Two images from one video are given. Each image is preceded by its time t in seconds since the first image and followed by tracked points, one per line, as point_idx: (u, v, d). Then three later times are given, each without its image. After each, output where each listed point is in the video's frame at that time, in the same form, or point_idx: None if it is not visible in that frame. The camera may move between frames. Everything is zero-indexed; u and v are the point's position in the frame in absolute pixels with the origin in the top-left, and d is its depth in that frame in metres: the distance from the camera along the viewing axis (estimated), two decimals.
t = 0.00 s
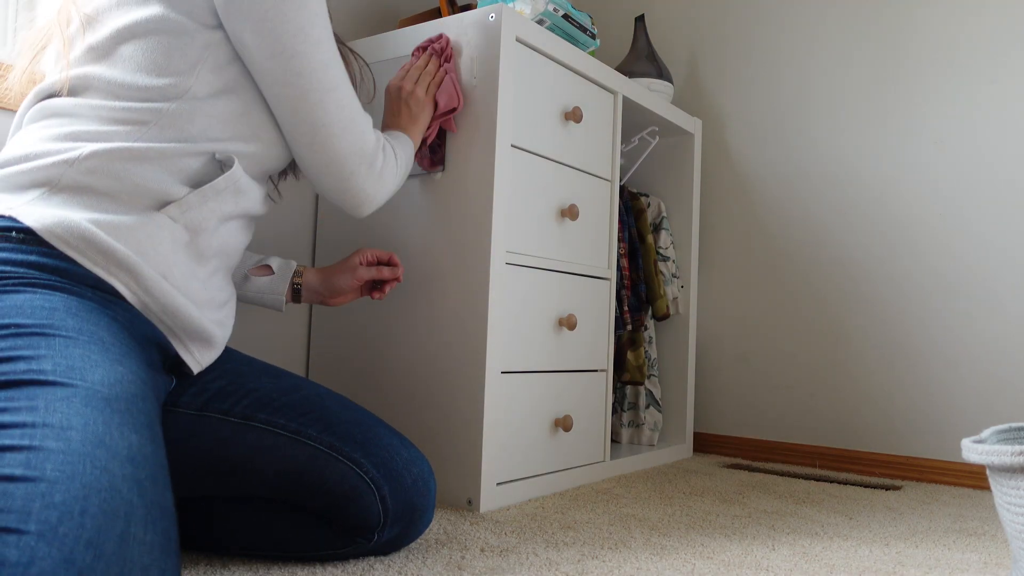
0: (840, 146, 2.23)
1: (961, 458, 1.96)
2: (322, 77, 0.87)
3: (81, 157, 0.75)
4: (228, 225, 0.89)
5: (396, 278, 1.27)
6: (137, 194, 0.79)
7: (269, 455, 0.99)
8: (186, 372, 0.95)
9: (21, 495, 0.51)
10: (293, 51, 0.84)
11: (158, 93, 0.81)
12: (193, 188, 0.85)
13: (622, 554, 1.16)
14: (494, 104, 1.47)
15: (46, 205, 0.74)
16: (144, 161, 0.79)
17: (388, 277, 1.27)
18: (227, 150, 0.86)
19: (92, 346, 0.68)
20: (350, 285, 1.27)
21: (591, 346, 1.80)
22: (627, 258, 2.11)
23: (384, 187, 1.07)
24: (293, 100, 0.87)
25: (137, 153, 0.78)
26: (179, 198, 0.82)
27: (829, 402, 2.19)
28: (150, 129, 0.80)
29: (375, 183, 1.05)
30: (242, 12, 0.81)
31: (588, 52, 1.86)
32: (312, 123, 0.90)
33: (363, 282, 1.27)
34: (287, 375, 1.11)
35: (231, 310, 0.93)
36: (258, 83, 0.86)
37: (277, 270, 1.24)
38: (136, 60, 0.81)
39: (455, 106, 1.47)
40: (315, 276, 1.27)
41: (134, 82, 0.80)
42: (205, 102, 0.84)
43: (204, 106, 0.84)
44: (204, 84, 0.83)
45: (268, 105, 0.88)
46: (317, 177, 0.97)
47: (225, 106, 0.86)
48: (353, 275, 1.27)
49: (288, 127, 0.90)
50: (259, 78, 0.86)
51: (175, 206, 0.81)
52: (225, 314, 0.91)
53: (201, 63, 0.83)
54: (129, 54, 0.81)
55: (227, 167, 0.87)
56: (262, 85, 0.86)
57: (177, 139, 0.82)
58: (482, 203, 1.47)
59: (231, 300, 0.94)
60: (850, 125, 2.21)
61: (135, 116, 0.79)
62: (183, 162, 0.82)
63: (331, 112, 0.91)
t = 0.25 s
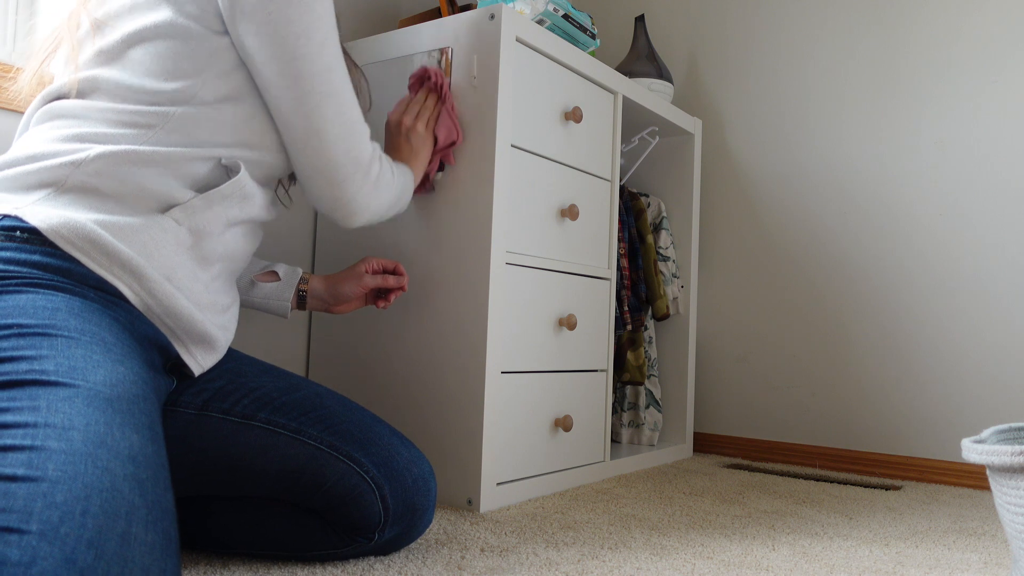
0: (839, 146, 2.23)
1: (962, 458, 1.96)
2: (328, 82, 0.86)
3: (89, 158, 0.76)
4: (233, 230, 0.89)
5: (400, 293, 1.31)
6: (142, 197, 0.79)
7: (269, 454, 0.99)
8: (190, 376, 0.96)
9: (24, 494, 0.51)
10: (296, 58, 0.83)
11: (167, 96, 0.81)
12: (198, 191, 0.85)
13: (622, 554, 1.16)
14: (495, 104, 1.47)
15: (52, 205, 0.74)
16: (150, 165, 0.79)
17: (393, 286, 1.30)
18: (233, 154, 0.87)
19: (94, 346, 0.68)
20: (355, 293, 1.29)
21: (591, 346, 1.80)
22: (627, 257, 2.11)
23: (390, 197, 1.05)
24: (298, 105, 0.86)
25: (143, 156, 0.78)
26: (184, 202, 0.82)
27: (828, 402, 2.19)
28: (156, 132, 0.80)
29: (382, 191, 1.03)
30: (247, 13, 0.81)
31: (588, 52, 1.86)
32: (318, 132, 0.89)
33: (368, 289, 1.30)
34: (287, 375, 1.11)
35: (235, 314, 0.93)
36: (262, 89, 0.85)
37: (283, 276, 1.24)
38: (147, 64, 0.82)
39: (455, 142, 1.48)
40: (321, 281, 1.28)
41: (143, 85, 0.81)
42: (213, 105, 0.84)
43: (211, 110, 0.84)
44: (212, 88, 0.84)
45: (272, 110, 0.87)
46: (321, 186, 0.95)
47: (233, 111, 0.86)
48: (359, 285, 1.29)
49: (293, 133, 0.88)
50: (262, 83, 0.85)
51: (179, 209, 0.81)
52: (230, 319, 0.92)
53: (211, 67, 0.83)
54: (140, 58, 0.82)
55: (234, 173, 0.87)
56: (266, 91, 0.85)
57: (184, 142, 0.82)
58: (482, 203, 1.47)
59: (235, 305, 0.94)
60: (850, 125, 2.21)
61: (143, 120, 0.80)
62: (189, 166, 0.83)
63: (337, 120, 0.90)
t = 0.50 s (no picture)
0: (840, 146, 2.23)
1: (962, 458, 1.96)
2: (320, 66, 0.85)
3: (76, 157, 0.75)
4: (226, 220, 0.90)
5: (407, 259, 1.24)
6: (133, 193, 0.79)
7: (268, 456, 0.99)
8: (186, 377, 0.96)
9: (17, 497, 0.52)
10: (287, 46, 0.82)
11: (142, 87, 0.79)
12: (188, 183, 0.85)
13: (622, 554, 1.16)
14: (495, 104, 1.47)
15: (42, 206, 0.74)
16: (138, 160, 0.79)
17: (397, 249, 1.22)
18: (220, 143, 0.86)
19: (90, 347, 0.68)
20: (360, 261, 1.23)
21: (591, 346, 1.80)
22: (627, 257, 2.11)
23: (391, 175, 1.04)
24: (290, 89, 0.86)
25: (130, 151, 0.78)
26: (176, 196, 0.82)
27: (829, 402, 2.19)
28: (138, 126, 0.79)
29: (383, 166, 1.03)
30: (223, 5, 0.79)
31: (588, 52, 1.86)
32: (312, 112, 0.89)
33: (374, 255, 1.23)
34: (286, 375, 1.11)
35: (232, 306, 0.94)
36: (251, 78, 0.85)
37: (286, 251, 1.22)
38: (118, 56, 0.80)
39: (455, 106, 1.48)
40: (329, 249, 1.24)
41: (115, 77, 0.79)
42: (189, 93, 0.83)
43: (188, 99, 0.82)
44: (187, 76, 0.82)
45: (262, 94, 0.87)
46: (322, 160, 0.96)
47: (211, 97, 0.84)
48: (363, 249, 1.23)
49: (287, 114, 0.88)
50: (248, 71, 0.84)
51: (172, 204, 0.81)
52: (227, 312, 0.92)
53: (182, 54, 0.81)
54: (109, 51, 0.80)
55: (223, 161, 0.87)
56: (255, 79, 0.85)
57: (167, 135, 0.81)
58: (482, 203, 1.47)
59: (232, 295, 0.95)
60: (851, 124, 2.21)
61: (122, 114, 0.79)
62: (178, 158, 0.82)
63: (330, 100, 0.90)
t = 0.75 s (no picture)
0: (840, 146, 2.23)
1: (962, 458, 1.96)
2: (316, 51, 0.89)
3: (78, 157, 0.75)
4: (224, 220, 0.89)
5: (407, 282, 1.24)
6: (131, 195, 0.78)
7: (267, 456, 0.99)
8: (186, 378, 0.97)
9: (17, 496, 0.52)
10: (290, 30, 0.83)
11: (152, 86, 0.80)
12: (190, 182, 0.84)
13: (622, 554, 1.16)
14: (495, 104, 1.47)
15: (42, 207, 0.74)
16: (142, 160, 0.78)
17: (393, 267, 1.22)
18: (223, 141, 0.86)
19: (88, 348, 0.68)
20: (355, 276, 1.23)
21: (591, 346, 1.80)
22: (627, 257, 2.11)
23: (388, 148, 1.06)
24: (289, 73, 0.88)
25: (131, 150, 0.77)
26: (173, 196, 0.82)
27: (828, 402, 2.19)
28: (145, 125, 0.80)
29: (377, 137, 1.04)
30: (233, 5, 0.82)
31: (588, 52, 1.86)
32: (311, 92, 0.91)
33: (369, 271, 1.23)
34: (286, 375, 1.11)
35: (230, 306, 0.93)
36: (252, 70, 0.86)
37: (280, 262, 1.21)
38: (129, 55, 0.80)
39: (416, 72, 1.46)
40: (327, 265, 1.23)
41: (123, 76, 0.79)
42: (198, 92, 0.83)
43: (196, 97, 0.83)
44: (198, 76, 0.83)
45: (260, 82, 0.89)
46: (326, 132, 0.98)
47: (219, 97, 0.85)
48: (358, 267, 1.22)
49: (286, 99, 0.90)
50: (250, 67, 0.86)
51: (170, 203, 0.81)
52: (224, 312, 0.91)
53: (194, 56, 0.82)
54: (122, 50, 0.80)
55: (224, 160, 0.87)
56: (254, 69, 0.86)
57: (171, 133, 0.81)
58: (482, 203, 1.47)
59: (229, 295, 0.94)
60: (851, 125, 2.21)
61: (131, 113, 0.79)
62: (179, 157, 0.82)
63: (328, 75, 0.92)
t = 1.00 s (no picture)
0: (840, 146, 2.23)
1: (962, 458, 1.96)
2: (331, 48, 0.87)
3: (79, 157, 0.75)
4: (225, 219, 0.89)
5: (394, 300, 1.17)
6: (131, 194, 0.78)
7: (268, 455, 0.99)
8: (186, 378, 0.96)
9: (23, 495, 0.52)
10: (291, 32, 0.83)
11: (151, 81, 0.79)
12: (190, 179, 0.84)
13: (622, 554, 1.16)
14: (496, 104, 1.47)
15: (44, 207, 0.74)
16: (142, 156, 0.78)
17: (380, 283, 1.14)
18: (224, 134, 0.85)
19: (90, 348, 0.68)
20: (343, 288, 1.17)
21: (591, 346, 1.80)
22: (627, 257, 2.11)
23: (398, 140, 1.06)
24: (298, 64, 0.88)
25: (132, 149, 0.78)
26: (173, 195, 0.81)
27: (828, 402, 2.19)
28: (145, 121, 0.79)
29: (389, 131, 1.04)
30: None
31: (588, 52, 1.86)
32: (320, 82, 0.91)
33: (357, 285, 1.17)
34: (286, 375, 1.11)
35: (229, 305, 0.93)
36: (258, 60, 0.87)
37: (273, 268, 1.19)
38: (127, 49, 0.80)
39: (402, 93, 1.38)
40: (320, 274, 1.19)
41: (125, 72, 0.79)
42: (198, 85, 0.82)
43: (197, 90, 0.82)
44: (198, 68, 0.82)
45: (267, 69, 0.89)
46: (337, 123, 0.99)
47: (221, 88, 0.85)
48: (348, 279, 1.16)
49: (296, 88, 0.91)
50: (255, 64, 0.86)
51: (170, 203, 0.81)
52: (224, 311, 0.91)
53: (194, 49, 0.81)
54: (120, 44, 0.80)
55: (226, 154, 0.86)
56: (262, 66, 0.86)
57: (172, 130, 0.81)
58: (482, 203, 1.47)
59: (229, 295, 0.94)
60: (851, 125, 2.21)
61: (130, 108, 0.79)
62: (179, 154, 0.82)
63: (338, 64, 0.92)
